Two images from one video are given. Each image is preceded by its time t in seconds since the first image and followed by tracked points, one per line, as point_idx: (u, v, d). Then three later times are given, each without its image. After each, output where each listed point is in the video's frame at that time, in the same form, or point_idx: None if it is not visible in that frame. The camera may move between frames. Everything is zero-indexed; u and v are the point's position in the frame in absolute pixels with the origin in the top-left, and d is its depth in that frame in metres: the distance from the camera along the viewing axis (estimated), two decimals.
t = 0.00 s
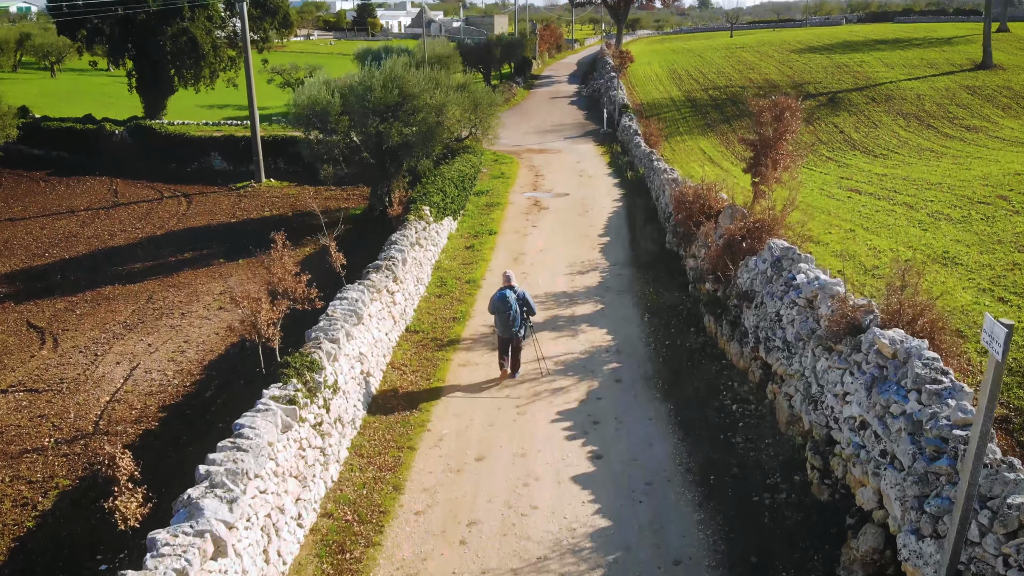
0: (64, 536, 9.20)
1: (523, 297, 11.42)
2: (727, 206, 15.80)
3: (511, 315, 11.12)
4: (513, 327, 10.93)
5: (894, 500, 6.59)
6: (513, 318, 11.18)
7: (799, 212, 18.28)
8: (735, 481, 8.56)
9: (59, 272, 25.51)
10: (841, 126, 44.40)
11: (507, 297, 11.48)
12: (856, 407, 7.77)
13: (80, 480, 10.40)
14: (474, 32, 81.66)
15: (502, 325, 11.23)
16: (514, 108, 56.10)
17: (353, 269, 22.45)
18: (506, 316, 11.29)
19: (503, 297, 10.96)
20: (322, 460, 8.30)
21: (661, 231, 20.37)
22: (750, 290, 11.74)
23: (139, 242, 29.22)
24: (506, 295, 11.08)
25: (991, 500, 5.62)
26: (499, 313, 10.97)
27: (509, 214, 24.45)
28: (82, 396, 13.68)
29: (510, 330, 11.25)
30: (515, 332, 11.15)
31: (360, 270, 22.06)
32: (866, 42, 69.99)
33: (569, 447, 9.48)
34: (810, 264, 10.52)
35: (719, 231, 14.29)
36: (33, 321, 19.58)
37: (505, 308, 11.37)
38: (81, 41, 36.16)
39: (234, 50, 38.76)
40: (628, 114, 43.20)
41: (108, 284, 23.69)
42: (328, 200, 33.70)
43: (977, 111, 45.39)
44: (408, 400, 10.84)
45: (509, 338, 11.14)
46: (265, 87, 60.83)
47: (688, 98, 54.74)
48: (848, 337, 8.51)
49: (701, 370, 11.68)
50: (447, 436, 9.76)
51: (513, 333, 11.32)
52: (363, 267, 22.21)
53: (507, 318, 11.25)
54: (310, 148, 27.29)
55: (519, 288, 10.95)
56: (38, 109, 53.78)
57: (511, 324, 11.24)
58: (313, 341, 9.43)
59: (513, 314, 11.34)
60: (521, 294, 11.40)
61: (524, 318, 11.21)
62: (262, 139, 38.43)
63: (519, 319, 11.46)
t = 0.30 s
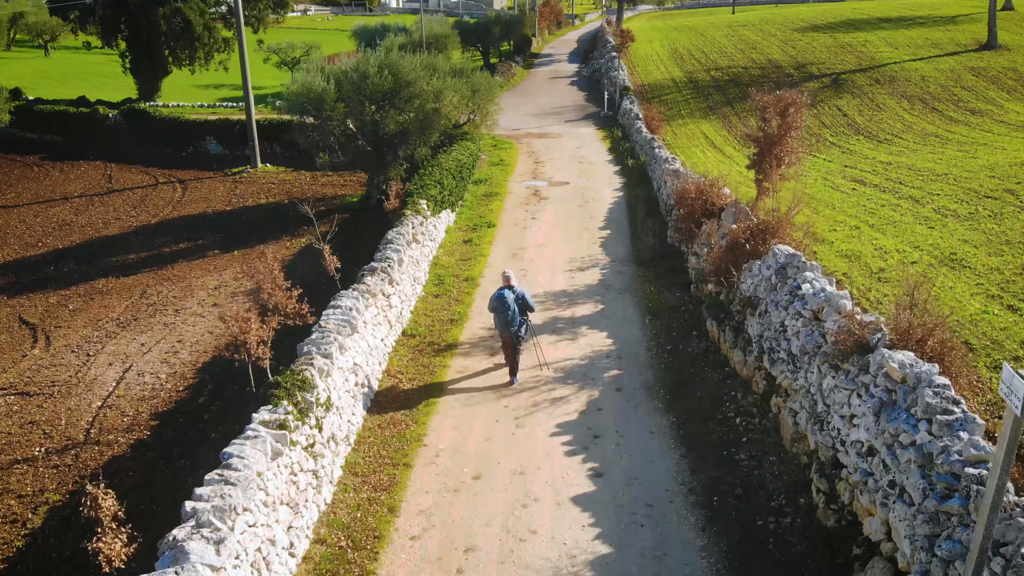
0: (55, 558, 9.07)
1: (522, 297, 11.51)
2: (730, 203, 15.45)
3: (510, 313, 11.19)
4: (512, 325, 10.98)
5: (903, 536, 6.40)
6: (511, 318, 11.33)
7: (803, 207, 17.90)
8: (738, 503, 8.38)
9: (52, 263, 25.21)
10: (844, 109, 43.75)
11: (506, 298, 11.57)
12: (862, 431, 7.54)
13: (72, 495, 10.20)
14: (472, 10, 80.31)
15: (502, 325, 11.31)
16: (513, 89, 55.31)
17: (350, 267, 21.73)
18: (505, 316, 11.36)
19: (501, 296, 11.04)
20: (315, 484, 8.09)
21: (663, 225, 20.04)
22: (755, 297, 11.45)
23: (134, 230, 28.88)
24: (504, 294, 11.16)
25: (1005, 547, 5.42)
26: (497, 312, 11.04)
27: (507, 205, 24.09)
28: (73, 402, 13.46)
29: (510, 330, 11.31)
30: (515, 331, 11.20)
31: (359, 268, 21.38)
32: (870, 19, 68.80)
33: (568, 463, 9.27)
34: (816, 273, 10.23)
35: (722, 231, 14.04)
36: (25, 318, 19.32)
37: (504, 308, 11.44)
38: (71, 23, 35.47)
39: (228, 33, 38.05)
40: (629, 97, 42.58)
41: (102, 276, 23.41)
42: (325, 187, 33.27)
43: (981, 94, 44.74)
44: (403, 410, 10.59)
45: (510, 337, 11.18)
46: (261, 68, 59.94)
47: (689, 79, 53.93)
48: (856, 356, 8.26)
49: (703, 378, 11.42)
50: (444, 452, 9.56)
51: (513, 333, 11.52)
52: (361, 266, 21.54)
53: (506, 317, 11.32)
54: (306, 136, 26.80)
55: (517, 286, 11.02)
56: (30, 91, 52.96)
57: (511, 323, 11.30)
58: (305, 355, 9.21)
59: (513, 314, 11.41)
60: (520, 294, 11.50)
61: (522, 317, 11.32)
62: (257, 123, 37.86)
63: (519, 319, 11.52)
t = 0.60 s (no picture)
0: None
1: (520, 292, 11.76)
2: (734, 203, 15.10)
3: (508, 308, 11.48)
4: (510, 321, 11.31)
5: None
6: (511, 313, 11.61)
7: (808, 203, 17.54)
8: (741, 529, 8.19)
9: (46, 255, 24.92)
10: (848, 93, 43.09)
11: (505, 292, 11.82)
12: (870, 460, 7.34)
13: (61, 512, 10.02)
14: None
15: (500, 319, 11.62)
16: (513, 72, 54.52)
17: (351, 264, 21.03)
18: (503, 311, 11.64)
19: (501, 292, 11.31)
20: (305, 511, 7.90)
21: (665, 220, 19.70)
22: (760, 305, 11.18)
23: (128, 221, 28.53)
24: (503, 290, 11.41)
25: None
26: (496, 307, 11.33)
27: (507, 197, 23.74)
28: (64, 408, 13.26)
29: (507, 324, 11.62)
30: (511, 327, 11.52)
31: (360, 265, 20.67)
32: None
33: (567, 483, 9.05)
34: (824, 286, 9.96)
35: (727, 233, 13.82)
36: (18, 316, 19.06)
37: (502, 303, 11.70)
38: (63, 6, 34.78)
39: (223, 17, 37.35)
40: (631, 81, 41.91)
41: (96, 270, 23.11)
42: (322, 175, 32.84)
43: (987, 77, 44.05)
44: (398, 423, 10.34)
45: (506, 331, 11.51)
46: (257, 49, 59.05)
47: (692, 61, 53.11)
48: (864, 380, 8.01)
49: (706, 388, 11.18)
50: (440, 469, 9.34)
51: (510, 327, 11.82)
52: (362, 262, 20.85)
53: (504, 312, 11.60)
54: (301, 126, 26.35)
55: (516, 283, 11.30)
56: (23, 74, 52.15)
57: (508, 318, 11.60)
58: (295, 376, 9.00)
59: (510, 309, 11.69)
60: (518, 289, 11.77)
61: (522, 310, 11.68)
62: (253, 109, 37.31)
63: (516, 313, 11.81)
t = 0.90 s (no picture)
0: None
1: (524, 296, 11.80)
2: (739, 205, 14.76)
3: (511, 313, 11.55)
4: (513, 326, 11.40)
5: None
6: (514, 316, 11.68)
7: (812, 201, 17.18)
8: (743, 557, 8.03)
9: (40, 249, 24.62)
10: (853, 78, 42.42)
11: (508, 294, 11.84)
12: (878, 493, 7.16)
13: (51, 532, 9.90)
14: None
15: (502, 321, 11.69)
16: (513, 54, 53.73)
17: (350, 262, 20.37)
18: (506, 314, 11.69)
19: (506, 298, 11.34)
20: (297, 542, 7.75)
21: (668, 217, 19.39)
22: (764, 317, 10.92)
23: (124, 212, 28.22)
24: (508, 295, 11.45)
25: None
26: (500, 312, 11.40)
27: (506, 190, 23.41)
28: (56, 416, 13.07)
29: (510, 327, 11.70)
30: (513, 330, 11.62)
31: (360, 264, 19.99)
32: None
33: (565, 506, 8.87)
34: (831, 302, 9.72)
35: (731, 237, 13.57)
36: (10, 314, 18.82)
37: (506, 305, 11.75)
38: None
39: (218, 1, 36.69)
40: (633, 66, 41.26)
41: (90, 265, 22.86)
42: (319, 164, 32.45)
43: (994, 62, 43.32)
44: (394, 441, 10.11)
45: (508, 334, 11.62)
46: (254, 31, 58.22)
47: (695, 44, 52.28)
48: (871, 407, 7.81)
49: (708, 401, 10.94)
50: (436, 490, 9.16)
51: (512, 329, 11.90)
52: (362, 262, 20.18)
53: (507, 315, 11.66)
54: (298, 117, 25.92)
55: (522, 289, 11.31)
56: (17, 57, 51.45)
57: (511, 321, 11.67)
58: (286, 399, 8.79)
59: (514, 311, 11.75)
60: (523, 292, 11.80)
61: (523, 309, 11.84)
62: (249, 96, 36.80)
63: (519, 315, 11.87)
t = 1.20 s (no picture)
0: None
1: (525, 291, 11.85)
2: (743, 209, 14.50)
3: (512, 309, 11.66)
4: (514, 322, 11.55)
5: None
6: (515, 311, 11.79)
7: (816, 201, 16.86)
8: None
9: (35, 243, 24.37)
10: (858, 64, 41.78)
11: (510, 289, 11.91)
12: (883, 530, 7.01)
13: (42, 552, 9.84)
14: None
15: (504, 317, 11.83)
16: (514, 38, 52.94)
17: (349, 261, 19.62)
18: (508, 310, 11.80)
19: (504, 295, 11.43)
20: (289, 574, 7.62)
21: (670, 216, 19.10)
22: (768, 331, 10.69)
23: (119, 204, 27.94)
24: (507, 291, 11.52)
25: None
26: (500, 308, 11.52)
27: (506, 184, 23.09)
28: (49, 425, 12.92)
29: (512, 322, 11.83)
30: (515, 326, 11.76)
31: (359, 264, 19.24)
32: None
33: (564, 531, 8.71)
34: (836, 320, 9.50)
35: (736, 243, 13.39)
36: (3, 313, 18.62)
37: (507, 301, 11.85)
38: None
39: None
40: (636, 52, 40.63)
41: (85, 261, 22.64)
42: (317, 154, 32.09)
43: (1002, 47, 42.57)
44: (388, 459, 9.94)
45: (510, 330, 11.77)
46: (251, 14, 57.41)
47: (698, 28, 51.49)
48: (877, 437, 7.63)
49: (710, 416, 10.75)
50: (432, 513, 9.01)
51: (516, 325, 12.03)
52: (361, 261, 19.41)
53: (509, 311, 11.77)
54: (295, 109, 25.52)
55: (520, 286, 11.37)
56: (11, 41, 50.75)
57: (513, 317, 11.79)
58: (278, 423, 8.63)
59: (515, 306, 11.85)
60: (523, 287, 11.87)
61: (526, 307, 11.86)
62: (246, 84, 36.32)
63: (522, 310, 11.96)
